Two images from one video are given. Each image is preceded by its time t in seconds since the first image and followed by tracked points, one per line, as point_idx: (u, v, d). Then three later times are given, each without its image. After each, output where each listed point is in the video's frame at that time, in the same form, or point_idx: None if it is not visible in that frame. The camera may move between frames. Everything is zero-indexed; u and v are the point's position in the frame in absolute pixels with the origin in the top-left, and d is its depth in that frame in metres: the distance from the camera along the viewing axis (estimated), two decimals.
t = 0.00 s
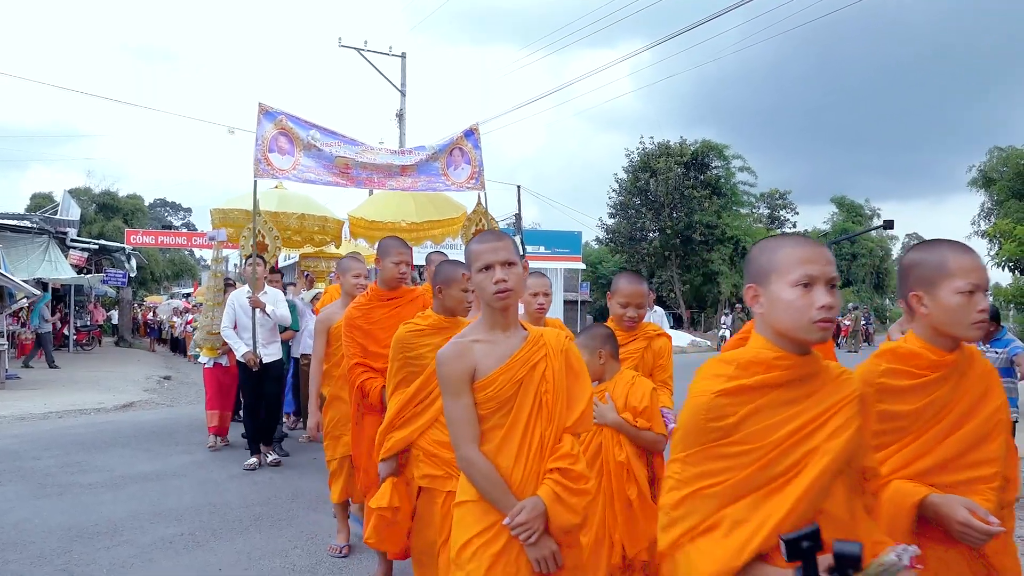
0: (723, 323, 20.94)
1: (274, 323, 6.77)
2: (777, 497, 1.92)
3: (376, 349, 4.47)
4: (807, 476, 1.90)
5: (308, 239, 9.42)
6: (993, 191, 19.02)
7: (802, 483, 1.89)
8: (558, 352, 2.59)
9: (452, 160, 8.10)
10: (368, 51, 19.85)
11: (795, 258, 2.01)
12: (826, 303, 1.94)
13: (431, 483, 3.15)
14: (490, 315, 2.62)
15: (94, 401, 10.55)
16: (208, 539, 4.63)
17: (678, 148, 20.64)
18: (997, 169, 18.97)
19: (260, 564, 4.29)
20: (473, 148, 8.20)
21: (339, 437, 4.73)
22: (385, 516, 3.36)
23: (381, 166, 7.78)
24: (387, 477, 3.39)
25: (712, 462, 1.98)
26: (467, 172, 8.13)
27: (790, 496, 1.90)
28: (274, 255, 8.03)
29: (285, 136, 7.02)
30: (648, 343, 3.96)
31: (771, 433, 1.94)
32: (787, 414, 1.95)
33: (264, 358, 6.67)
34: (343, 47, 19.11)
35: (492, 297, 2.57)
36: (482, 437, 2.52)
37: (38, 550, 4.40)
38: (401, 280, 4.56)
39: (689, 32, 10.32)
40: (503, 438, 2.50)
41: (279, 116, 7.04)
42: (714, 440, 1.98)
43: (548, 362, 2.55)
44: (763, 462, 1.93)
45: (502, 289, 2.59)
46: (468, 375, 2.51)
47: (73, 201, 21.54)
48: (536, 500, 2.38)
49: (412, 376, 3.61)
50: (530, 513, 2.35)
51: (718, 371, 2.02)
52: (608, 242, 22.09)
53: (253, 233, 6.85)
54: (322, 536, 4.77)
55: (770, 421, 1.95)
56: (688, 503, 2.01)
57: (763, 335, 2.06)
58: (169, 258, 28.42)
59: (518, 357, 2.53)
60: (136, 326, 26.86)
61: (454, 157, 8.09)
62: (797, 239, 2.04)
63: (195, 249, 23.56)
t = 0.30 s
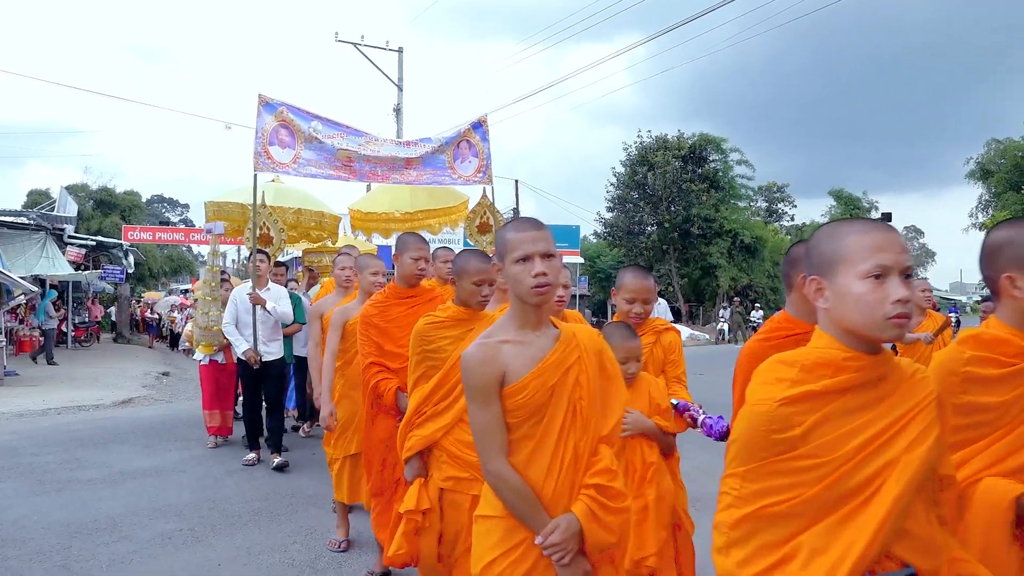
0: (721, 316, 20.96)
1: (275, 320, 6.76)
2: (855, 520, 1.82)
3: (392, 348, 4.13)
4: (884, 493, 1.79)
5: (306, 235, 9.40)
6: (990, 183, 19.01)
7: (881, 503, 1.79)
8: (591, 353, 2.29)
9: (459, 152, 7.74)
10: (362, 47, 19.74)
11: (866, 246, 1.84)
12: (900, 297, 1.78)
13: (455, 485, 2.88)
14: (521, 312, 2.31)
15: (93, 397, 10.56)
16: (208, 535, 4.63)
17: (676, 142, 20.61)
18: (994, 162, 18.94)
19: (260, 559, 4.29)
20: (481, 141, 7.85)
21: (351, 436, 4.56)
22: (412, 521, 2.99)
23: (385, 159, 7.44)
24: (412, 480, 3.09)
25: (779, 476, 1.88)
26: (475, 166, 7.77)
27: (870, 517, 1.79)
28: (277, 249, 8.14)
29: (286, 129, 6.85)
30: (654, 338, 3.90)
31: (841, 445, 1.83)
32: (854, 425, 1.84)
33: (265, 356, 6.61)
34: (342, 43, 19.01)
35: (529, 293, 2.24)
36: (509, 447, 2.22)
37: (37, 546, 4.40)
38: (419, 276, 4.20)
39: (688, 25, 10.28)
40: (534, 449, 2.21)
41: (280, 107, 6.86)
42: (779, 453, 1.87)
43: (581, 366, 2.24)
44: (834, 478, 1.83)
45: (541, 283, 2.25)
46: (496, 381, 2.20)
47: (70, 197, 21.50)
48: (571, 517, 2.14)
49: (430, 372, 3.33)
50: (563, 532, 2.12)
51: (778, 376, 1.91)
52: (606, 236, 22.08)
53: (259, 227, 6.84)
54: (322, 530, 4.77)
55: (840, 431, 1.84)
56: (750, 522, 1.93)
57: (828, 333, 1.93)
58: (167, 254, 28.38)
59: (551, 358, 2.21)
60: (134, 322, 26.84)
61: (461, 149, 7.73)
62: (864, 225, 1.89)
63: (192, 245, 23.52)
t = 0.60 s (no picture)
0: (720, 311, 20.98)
1: (281, 316, 6.63)
2: (938, 566, 1.60)
3: (411, 341, 3.91)
4: (973, 535, 1.56)
5: (305, 229, 9.40)
6: (988, 177, 18.98)
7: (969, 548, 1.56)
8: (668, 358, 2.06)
9: (462, 142, 7.71)
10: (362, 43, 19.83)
11: (941, 242, 1.57)
12: (985, 298, 1.48)
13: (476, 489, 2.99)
14: (591, 308, 2.14)
15: (92, 392, 10.55)
16: (207, 531, 4.63)
17: (674, 137, 20.55)
18: (992, 156, 18.93)
19: (258, 554, 4.29)
20: (484, 129, 7.81)
21: (362, 434, 4.22)
22: (433, 527, 3.00)
23: (386, 150, 7.37)
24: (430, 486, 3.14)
25: (843, 515, 1.67)
26: (478, 156, 7.72)
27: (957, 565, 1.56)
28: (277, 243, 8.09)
29: (283, 119, 6.74)
30: (696, 344, 3.88)
31: (916, 476, 1.60)
32: (932, 451, 1.60)
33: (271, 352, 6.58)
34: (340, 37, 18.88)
35: (604, 289, 2.05)
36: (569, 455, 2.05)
37: (35, 543, 4.39)
38: (439, 268, 4.01)
39: (688, 16, 10.22)
40: (596, 458, 2.03)
41: (278, 99, 6.72)
42: (843, 487, 1.66)
43: (650, 372, 2.03)
44: (908, 519, 1.60)
45: (619, 278, 2.06)
46: (556, 381, 2.05)
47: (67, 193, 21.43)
48: (635, 539, 1.93)
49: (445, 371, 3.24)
50: (626, 554, 1.91)
51: (840, 396, 1.68)
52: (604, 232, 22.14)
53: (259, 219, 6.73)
54: (321, 526, 4.77)
55: (915, 459, 1.60)
56: (811, 568, 1.73)
57: (896, 343, 1.65)
58: (165, 250, 28.34)
59: (617, 360, 2.02)
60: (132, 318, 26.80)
61: (464, 139, 7.70)
62: (942, 216, 1.60)
63: (189, 240, 23.46)
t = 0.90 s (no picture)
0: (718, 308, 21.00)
1: (284, 312, 6.62)
2: None
3: (417, 346, 3.89)
4: None
5: (313, 228, 9.41)
6: (986, 174, 19.02)
7: None
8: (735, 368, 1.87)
9: (466, 138, 7.50)
10: (359, 37, 19.23)
11: None
12: None
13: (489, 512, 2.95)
14: (649, 308, 1.97)
15: (90, 389, 10.55)
16: (205, 527, 4.63)
17: (672, 133, 20.57)
18: (990, 153, 18.94)
19: (256, 550, 4.29)
20: (488, 124, 7.62)
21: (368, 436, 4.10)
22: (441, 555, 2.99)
23: (389, 145, 7.21)
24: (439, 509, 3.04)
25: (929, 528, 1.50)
26: (482, 151, 7.53)
27: None
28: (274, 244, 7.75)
29: (283, 111, 6.76)
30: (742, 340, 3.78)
31: (1017, 482, 1.44)
32: None
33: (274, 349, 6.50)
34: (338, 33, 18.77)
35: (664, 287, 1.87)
36: (619, 468, 1.89)
37: (34, 539, 4.39)
38: (442, 267, 3.98)
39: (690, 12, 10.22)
40: (648, 474, 1.86)
41: (278, 89, 6.79)
42: (930, 496, 1.48)
43: (715, 380, 1.85)
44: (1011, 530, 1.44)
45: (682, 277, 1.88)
46: (606, 385, 1.88)
47: (64, 189, 21.39)
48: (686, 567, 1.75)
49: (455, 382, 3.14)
50: None
51: (920, 389, 1.50)
52: (602, 228, 22.20)
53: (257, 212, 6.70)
54: (319, 522, 4.77)
55: (1013, 463, 1.44)
56: None
57: (987, 328, 1.49)
58: (162, 246, 28.32)
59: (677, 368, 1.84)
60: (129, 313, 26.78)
61: (467, 135, 7.49)
62: None
63: (187, 236, 23.43)
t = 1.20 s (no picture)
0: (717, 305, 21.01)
1: (284, 312, 6.61)
2: None
3: (414, 343, 3.87)
4: None
5: (319, 221, 9.33)
6: (986, 170, 19.04)
7: None
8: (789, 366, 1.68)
9: (475, 131, 7.36)
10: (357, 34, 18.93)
11: None
12: None
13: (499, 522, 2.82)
14: (699, 304, 1.72)
15: (90, 386, 10.53)
16: (204, 524, 4.63)
17: (672, 130, 20.53)
18: (989, 149, 18.93)
19: (256, 547, 4.29)
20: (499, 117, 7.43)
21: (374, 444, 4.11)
22: (447, 568, 2.87)
23: (397, 138, 7.26)
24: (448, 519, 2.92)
25: None
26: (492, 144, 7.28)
27: None
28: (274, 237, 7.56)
29: (289, 105, 6.73)
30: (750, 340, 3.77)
31: None
32: None
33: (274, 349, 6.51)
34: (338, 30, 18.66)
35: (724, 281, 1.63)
36: (683, 496, 1.65)
37: (33, 536, 4.39)
38: (437, 259, 3.93)
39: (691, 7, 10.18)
40: (719, 498, 1.62)
41: (284, 83, 6.72)
42: None
43: (776, 384, 1.64)
44: None
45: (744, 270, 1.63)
46: (666, 402, 1.61)
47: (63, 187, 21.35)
48: None
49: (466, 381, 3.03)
50: None
51: None
52: (602, 225, 22.17)
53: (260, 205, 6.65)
54: (318, 519, 4.77)
55: None
56: None
57: None
58: (161, 243, 28.29)
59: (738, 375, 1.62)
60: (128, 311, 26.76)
61: (476, 128, 7.36)
62: None
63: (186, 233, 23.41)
